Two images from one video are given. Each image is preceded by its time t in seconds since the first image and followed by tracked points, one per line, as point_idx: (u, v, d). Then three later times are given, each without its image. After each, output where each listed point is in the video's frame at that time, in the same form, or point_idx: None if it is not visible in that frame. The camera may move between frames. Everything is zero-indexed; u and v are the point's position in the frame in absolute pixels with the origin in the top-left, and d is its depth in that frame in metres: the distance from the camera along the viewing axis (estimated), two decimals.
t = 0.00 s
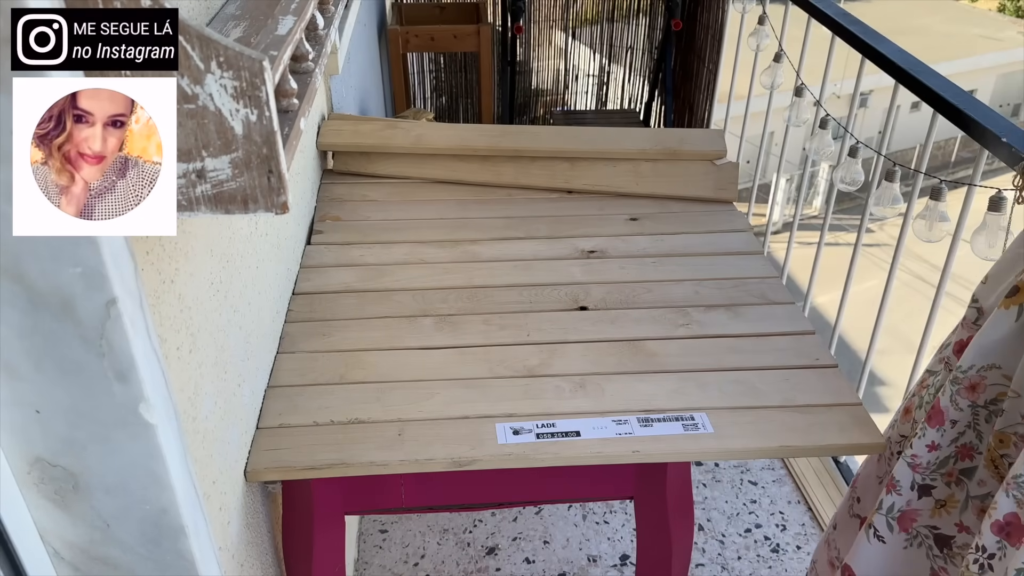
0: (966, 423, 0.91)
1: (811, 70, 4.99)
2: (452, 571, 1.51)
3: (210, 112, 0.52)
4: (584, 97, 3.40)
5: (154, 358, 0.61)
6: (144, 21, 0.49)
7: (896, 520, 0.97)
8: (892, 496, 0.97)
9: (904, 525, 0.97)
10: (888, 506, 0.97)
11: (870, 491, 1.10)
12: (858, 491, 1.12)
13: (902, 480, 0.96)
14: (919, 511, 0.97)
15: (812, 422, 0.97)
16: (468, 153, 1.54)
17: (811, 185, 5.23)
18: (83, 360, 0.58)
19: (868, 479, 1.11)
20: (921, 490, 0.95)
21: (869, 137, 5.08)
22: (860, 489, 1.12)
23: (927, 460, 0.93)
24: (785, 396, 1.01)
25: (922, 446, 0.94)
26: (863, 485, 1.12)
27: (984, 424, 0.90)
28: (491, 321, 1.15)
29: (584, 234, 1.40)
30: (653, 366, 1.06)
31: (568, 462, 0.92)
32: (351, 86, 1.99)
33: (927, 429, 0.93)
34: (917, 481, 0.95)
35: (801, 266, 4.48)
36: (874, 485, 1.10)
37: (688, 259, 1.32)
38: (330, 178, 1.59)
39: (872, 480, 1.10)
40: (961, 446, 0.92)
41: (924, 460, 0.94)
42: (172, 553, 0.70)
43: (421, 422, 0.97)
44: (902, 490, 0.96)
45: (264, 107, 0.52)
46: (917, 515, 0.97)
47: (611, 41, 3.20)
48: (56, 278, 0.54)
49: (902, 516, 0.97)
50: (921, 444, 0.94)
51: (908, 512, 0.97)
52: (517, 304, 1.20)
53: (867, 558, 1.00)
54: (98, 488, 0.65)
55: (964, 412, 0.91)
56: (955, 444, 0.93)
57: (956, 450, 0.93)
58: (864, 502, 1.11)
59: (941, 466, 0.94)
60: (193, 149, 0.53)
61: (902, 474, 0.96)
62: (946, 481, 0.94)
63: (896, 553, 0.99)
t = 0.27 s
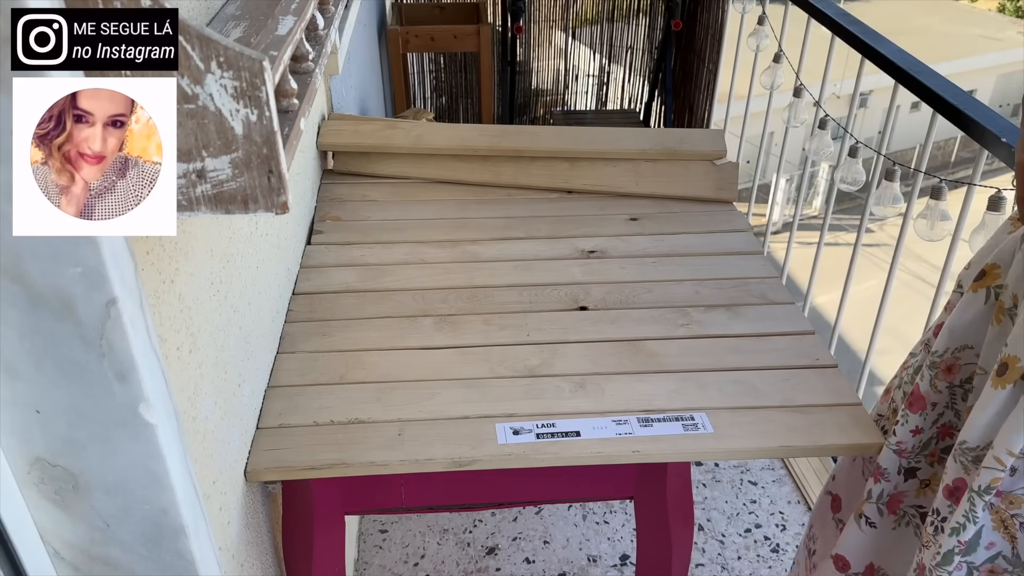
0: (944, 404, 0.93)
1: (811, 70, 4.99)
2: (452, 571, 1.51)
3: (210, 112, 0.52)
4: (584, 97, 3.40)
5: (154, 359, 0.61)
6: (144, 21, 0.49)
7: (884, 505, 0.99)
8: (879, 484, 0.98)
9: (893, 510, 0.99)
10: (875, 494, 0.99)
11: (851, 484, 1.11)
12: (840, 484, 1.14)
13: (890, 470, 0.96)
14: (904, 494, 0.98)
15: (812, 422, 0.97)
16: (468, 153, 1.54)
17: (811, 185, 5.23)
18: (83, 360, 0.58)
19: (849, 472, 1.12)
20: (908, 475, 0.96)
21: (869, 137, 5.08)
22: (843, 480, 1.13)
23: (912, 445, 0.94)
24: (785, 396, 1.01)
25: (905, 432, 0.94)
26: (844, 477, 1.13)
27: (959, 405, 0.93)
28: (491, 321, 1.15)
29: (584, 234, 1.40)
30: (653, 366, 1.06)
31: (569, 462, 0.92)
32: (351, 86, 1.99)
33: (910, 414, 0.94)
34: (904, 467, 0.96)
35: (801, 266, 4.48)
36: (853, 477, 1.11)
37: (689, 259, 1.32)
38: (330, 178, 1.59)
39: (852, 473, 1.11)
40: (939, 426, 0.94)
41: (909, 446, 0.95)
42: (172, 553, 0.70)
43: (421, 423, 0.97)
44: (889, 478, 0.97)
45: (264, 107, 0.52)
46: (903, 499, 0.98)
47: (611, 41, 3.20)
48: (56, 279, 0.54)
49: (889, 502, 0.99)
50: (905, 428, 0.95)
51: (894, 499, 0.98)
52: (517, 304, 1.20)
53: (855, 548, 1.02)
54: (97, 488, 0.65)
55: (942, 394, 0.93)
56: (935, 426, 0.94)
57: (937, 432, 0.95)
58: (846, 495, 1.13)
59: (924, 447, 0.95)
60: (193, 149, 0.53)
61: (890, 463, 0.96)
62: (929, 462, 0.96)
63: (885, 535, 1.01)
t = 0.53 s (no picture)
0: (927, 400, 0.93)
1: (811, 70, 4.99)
2: (452, 571, 1.51)
3: (210, 112, 0.52)
4: (584, 97, 3.40)
5: (154, 359, 0.61)
6: (144, 21, 0.49)
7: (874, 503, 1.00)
8: (871, 484, 0.98)
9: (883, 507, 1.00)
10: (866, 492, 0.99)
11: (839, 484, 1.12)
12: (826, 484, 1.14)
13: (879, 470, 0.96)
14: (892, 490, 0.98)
15: (811, 422, 0.97)
16: (468, 153, 1.54)
17: (811, 185, 5.23)
18: (83, 360, 0.58)
19: (837, 471, 1.12)
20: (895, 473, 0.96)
21: (869, 138, 5.08)
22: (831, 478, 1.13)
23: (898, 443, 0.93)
24: (785, 396, 1.01)
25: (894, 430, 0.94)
26: (832, 476, 1.13)
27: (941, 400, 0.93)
28: (491, 321, 1.15)
29: (584, 234, 1.40)
30: (653, 366, 1.06)
31: (569, 462, 0.92)
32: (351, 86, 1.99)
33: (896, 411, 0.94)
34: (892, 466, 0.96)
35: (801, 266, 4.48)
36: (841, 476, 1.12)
37: (689, 259, 1.32)
38: (330, 178, 1.59)
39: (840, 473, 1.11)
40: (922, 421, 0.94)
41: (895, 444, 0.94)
42: (172, 553, 0.70)
43: (422, 423, 0.97)
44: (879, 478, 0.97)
45: (264, 107, 0.52)
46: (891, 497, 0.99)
47: (611, 41, 3.20)
48: (56, 279, 0.54)
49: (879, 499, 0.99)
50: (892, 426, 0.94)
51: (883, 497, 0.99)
52: (517, 304, 1.20)
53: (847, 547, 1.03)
54: (97, 488, 0.65)
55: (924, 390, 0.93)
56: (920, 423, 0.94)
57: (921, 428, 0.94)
58: (834, 495, 1.13)
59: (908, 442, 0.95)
60: (193, 149, 0.53)
61: (880, 463, 0.96)
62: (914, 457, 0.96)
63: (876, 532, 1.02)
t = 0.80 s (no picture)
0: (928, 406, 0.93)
1: (811, 70, 4.99)
2: (452, 571, 1.51)
3: (210, 112, 0.52)
4: (584, 97, 3.40)
5: (154, 358, 0.61)
6: (144, 21, 0.49)
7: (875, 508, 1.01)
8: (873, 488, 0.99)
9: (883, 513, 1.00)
10: (868, 496, 1.00)
11: (839, 488, 1.12)
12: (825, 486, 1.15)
13: (880, 475, 0.97)
14: (893, 496, 0.99)
15: (812, 422, 0.97)
16: (468, 152, 1.54)
17: (812, 185, 5.23)
18: (83, 360, 0.58)
19: (836, 475, 1.13)
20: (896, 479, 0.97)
21: (869, 138, 5.08)
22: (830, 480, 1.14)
23: (898, 451, 0.94)
24: (785, 396, 1.01)
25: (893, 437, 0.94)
26: (831, 479, 1.14)
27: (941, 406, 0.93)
28: (491, 321, 1.15)
29: (584, 234, 1.40)
30: (653, 366, 1.06)
31: (568, 461, 0.92)
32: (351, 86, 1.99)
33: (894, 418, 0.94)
34: (892, 472, 0.96)
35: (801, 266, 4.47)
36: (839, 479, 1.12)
37: (688, 259, 1.32)
38: (330, 178, 1.59)
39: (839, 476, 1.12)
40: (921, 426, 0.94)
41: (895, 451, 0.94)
42: (172, 553, 0.70)
43: (422, 423, 0.97)
44: (880, 483, 0.98)
45: (264, 107, 0.52)
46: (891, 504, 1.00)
47: (611, 41, 3.20)
48: (56, 279, 0.54)
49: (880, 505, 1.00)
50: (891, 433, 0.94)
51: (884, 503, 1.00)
52: (517, 304, 1.20)
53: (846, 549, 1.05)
54: (97, 489, 0.65)
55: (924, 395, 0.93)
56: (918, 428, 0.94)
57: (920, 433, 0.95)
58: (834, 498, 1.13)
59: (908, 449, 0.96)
60: (193, 148, 0.53)
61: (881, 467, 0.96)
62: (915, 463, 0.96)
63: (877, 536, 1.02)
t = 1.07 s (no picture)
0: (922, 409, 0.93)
1: (811, 70, 4.99)
2: (452, 571, 1.51)
3: (210, 112, 0.52)
4: (584, 97, 3.40)
5: (154, 358, 0.61)
6: (144, 21, 0.49)
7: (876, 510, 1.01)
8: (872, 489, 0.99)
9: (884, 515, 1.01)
10: (868, 497, 1.01)
11: (842, 489, 1.12)
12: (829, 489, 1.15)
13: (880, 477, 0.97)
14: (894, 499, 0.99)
15: (812, 422, 0.97)
16: (468, 152, 1.54)
17: (811, 185, 5.23)
18: (83, 360, 0.58)
19: (839, 477, 1.13)
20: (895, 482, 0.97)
21: (869, 138, 5.08)
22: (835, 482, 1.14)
23: (894, 453, 0.94)
24: (785, 396, 1.01)
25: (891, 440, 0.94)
26: (836, 481, 1.14)
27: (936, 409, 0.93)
28: (491, 321, 1.15)
29: (584, 234, 1.40)
30: (653, 365, 1.06)
31: (568, 461, 0.92)
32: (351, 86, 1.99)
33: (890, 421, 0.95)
34: (891, 475, 0.96)
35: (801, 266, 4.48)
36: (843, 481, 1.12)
37: (689, 259, 1.32)
38: (330, 178, 1.59)
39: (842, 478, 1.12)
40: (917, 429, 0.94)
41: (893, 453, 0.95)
42: (172, 553, 0.70)
43: (422, 423, 0.97)
44: (879, 484, 0.98)
45: (264, 107, 0.52)
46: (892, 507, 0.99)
47: (611, 41, 3.20)
48: (56, 279, 0.54)
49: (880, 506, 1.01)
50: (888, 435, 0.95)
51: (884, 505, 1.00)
52: (517, 304, 1.20)
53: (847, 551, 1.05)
54: (97, 489, 0.65)
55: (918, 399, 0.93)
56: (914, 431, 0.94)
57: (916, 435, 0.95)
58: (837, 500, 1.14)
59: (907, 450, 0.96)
60: (193, 148, 0.53)
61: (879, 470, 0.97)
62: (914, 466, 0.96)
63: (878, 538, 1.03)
